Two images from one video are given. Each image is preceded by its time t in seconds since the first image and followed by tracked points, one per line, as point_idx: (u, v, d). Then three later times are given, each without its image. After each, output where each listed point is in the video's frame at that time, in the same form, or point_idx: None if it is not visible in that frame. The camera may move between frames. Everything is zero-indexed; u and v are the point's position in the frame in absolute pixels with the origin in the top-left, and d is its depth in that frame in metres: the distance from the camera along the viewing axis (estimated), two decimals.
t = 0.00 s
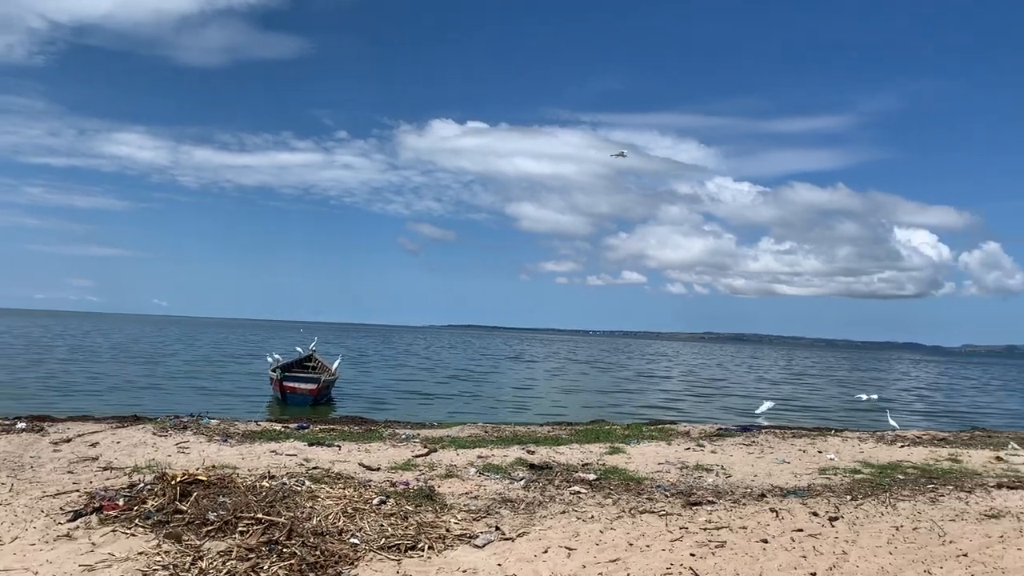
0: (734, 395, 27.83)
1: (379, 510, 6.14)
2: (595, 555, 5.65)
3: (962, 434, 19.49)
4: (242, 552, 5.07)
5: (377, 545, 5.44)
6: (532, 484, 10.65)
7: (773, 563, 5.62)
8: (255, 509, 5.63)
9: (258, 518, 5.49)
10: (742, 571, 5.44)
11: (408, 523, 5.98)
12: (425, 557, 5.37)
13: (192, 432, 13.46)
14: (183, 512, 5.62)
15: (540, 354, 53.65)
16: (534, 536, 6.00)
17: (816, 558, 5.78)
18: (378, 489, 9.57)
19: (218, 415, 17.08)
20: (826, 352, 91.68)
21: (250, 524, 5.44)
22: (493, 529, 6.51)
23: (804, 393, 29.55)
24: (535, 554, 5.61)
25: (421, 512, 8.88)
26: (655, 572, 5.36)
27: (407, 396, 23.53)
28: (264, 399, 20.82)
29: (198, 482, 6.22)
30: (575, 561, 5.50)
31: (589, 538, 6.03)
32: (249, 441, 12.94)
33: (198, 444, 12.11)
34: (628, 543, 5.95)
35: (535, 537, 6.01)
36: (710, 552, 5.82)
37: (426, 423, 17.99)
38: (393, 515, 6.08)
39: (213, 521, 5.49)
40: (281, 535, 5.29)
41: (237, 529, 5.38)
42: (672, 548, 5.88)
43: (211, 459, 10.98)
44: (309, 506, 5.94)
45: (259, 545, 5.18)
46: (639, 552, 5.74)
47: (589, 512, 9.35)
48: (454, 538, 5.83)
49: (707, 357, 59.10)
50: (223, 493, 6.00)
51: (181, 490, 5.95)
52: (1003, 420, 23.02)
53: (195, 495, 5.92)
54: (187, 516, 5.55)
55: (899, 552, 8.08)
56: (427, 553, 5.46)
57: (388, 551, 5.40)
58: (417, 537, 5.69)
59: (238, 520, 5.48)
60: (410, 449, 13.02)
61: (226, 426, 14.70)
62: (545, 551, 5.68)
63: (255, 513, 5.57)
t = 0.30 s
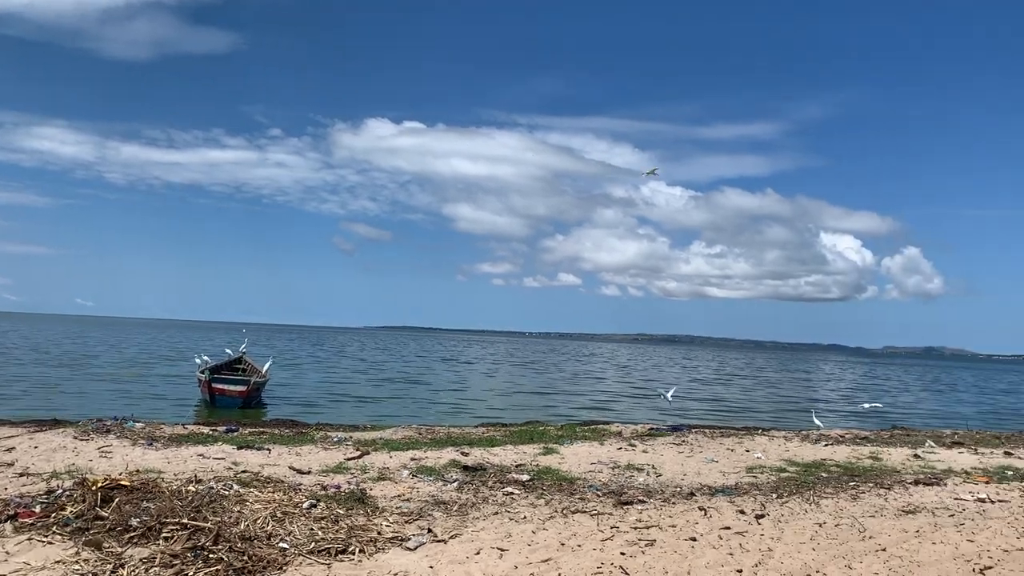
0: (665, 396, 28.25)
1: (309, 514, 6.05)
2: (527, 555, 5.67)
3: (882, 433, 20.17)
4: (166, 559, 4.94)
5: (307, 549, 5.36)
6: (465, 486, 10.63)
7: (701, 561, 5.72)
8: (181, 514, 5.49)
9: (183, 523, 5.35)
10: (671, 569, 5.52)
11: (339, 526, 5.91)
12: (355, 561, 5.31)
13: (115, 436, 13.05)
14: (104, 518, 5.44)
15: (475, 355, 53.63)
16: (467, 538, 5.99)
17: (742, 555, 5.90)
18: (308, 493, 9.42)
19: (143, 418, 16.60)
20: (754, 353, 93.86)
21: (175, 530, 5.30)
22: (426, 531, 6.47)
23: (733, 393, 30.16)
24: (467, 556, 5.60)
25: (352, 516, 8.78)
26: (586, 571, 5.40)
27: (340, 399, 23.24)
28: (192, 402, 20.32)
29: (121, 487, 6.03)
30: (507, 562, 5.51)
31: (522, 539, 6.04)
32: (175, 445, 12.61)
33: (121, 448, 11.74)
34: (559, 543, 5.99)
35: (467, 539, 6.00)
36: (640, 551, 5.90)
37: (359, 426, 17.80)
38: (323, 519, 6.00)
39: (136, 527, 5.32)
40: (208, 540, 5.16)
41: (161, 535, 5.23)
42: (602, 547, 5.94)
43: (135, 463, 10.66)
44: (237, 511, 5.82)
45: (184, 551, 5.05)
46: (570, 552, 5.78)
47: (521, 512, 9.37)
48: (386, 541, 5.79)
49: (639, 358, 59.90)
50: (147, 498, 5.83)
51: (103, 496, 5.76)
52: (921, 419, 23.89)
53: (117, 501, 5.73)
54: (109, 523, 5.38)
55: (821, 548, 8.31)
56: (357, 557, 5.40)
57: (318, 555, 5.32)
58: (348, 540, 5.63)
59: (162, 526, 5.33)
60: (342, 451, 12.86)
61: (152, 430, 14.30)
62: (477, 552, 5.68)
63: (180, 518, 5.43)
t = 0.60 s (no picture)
0: (591, 394, 28.53)
1: (227, 518, 5.88)
2: (451, 556, 5.63)
3: (798, 429, 20.78)
4: (74, 568, 4.71)
5: (224, 554, 5.21)
6: (389, 487, 10.52)
7: (623, 557, 5.78)
8: (90, 521, 5.26)
9: (93, 531, 5.13)
10: (593, 566, 5.57)
11: (258, 530, 5.77)
12: (275, 565, 5.19)
13: (21, 441, 12.49)
14: (6, 527, 5.17)
15: (402, 355, 53.26)
16: (390, 539, 5.92)
17: (662, 550, 5.98)
18: (227, 496, 9.17)
19: (53, 422, 15.94)
20: (678, 352, 95.70)
21: (84, 537, 5.07)
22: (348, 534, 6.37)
23: (657, 392, 30.63)
24: (390, 557, 5.53)
25: (273, 519, 8.58)
26: (509, 570, 5.40)
27: (262, 400, 22.75)
28: (106, 404, 19.62)
29: (25, 494, 5.75)
30: (430, 562, 5.46)
31: (445, 539, 6.00)
32: (86, 450, 12.14)
33: (29, 454, 11.24)
34: (483, 542, 5.96)
35: (390, 540, 5.93)
36: (563, 548, 5.93)
37: (281, 428, 17.45)
38: (242, 523, 5.84)
39: (41, 535, 5.07)
40: (119, 547, 4.96)
41: (69, 543, 5.00)
42: (526, 546, 5.95)
43: (43, 469, 10.21)
44: (151, 516, 5.61)
45: (93, 559, 4.82)
46: (494, 552, 5.76)
47: (445, 513, 9.32)
48: (306, 544, 5.67)
49: (565, 357, 60.42)
50: (54, 506, 5.58)
51: (5, 504, 5.48)
52: (835, 415, 24.68)
53: (21, 509, 5.46)
54: (11, 531, 5.11)
55: (738, 541, 8.50)
56: (277, 561, 5.28)
57: (236, 560, 5.17)
58: (267, 545, 5.49)
59: (70, 534, 5.09)
60: (263, 454, 12.58)
61: (62, 434, 13.74)
62: (400, 554, 5.61)
63: (90, 525, 5.20)
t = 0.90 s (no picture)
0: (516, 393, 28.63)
1: (140, 523, 5.69)
2: (373, 557, 5.57)
3: (718, 424, 21.25)
4: None
5: (137, 561, 5.03)
6: (311, 489, 10.33)
7: (545, 553, 5.81)
8: None
9: None
10: (516, 563, 5.59)
11: (174, 535, 5.60)
12: (190, 572, 5.04)
13: None
14: None
15: (327, 355, 52.52)
16: (310, 541, 5.81)
17: (584, 546, 6.04)
18: (140, 501, 8.86)
19: None
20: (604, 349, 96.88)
21: None
22: (268, 537, 6.24)
23: (581, 389, 30.92)
24: (310, 560, 5.44)
25: (189, 524, 8.33)
26: (431, 570, 5.37)
27: (180, 402, 22.11)
28: (13, 408, 18.77)
29: None
30: (352, 564, 5.39)
31: (367, 540, 5.93)
32: None
33: None
34: (406, 543, 5.91)
35: (310, 542, 5.83)
36: (486, 546, 5.93)
37: (200, 430, 16.99)
38: (157, 528, 5.66)
39: None
40: (23, 556, 4.72)
41: None
42: (449, 545, 5.93)
43: None
44: (58, 523, 5.38)
45: None
46: (417, 551, 5.72)
47: (368, 514, 9.20)
48: (224, 549, 5.53)
49: (492, 356, 60.56)
50: None
51: None
52: (753, 411, 25.32)
53: None
54: None
55: (658, 536, 8.63)
56: (193, 566, 5.13)
57: (150, 567, 5.01)
58: (182, 550, 5.33)
59: None
60: (180, 457, 12.22)
61: None
62: (321, 556, 5.52)
63: None
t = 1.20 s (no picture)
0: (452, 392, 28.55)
1: (60, 530, 5.49)
2: (304, 559, 5.49)
3: (652, 422, 21.53)
4: None
5: (57, 568, 4.84)
6: (241, 492, 10.12)
7: (479, 553, 5.81)
8: None
9: None
10: (450, 563, 5.57)
11: (96, 542, 5.42)
12: None
13: None
14: None
15: (260, 355, 51.57)
16: (240, 545, 5.70)
17: (518, 544, 6.04)
18: (61, 507, 8.55)
19: None
20: (541, 348, 97.37)
21: None
22: (196, 542, 6.10)
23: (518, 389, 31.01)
24: (239, 564, 5.33)
25: (113, 529, 8.08)
26: (364, 572, 5.32)
27: (105, 404, 21.43)
28: None
29: None
30: (282, 567, 5.31)
31: (299, 543, 5.84)
32: None
33: None
34: (338, 545, 5.84)
35: (240, 546, 5.71)
36: (420, 547, 5.90)
37: (125, 433, 16.49)
38: (78, 535, 5.48)
39: None
40: None
41: None
42: (383, 546, 5.88)
43: None
44: None
45: None
46: (350, 553, 5.66)
47: (299, 516, 9.06)
48: (150, 554, 5.38)
49: (430, 356, 60.33)
50: None
51: None
52: (686, 408, 25.73)
53: None
54: None
55: (591, 533, 8.70)
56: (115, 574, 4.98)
57: None
58: (105, 557, 5.17)
59: None
60: (104, 461, 11.84)
61: None
62: (251, 560, 5.42)
63: None
